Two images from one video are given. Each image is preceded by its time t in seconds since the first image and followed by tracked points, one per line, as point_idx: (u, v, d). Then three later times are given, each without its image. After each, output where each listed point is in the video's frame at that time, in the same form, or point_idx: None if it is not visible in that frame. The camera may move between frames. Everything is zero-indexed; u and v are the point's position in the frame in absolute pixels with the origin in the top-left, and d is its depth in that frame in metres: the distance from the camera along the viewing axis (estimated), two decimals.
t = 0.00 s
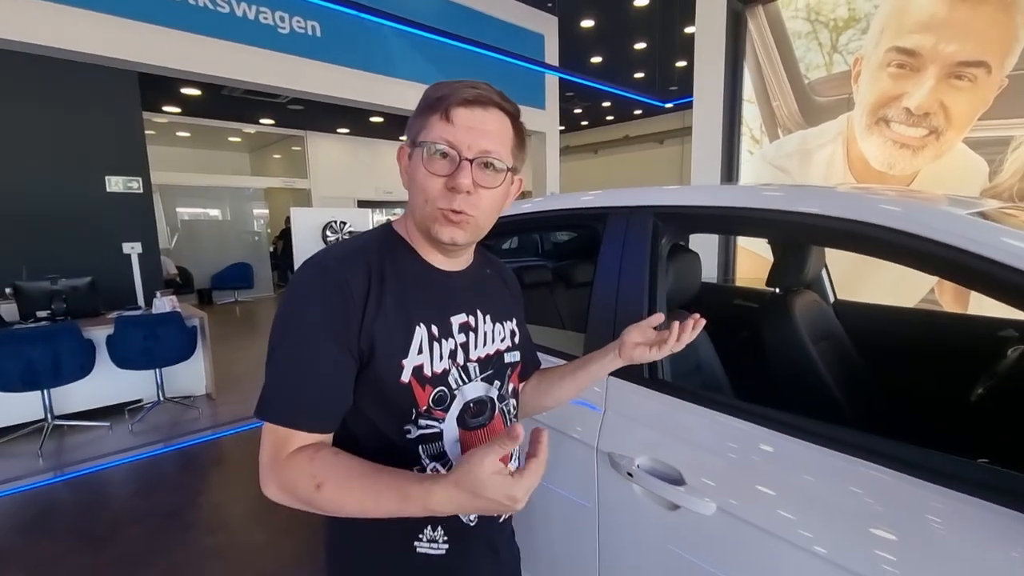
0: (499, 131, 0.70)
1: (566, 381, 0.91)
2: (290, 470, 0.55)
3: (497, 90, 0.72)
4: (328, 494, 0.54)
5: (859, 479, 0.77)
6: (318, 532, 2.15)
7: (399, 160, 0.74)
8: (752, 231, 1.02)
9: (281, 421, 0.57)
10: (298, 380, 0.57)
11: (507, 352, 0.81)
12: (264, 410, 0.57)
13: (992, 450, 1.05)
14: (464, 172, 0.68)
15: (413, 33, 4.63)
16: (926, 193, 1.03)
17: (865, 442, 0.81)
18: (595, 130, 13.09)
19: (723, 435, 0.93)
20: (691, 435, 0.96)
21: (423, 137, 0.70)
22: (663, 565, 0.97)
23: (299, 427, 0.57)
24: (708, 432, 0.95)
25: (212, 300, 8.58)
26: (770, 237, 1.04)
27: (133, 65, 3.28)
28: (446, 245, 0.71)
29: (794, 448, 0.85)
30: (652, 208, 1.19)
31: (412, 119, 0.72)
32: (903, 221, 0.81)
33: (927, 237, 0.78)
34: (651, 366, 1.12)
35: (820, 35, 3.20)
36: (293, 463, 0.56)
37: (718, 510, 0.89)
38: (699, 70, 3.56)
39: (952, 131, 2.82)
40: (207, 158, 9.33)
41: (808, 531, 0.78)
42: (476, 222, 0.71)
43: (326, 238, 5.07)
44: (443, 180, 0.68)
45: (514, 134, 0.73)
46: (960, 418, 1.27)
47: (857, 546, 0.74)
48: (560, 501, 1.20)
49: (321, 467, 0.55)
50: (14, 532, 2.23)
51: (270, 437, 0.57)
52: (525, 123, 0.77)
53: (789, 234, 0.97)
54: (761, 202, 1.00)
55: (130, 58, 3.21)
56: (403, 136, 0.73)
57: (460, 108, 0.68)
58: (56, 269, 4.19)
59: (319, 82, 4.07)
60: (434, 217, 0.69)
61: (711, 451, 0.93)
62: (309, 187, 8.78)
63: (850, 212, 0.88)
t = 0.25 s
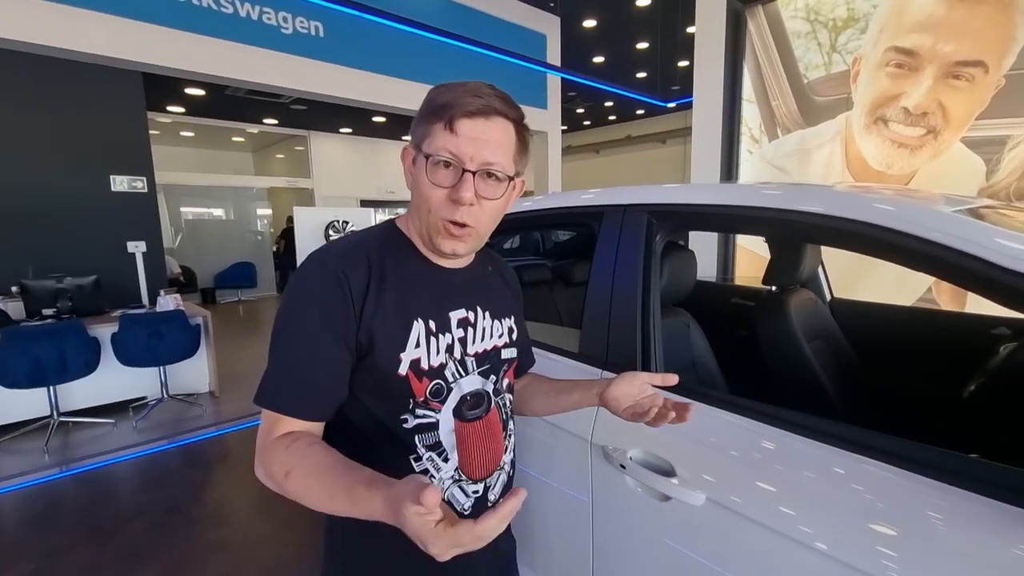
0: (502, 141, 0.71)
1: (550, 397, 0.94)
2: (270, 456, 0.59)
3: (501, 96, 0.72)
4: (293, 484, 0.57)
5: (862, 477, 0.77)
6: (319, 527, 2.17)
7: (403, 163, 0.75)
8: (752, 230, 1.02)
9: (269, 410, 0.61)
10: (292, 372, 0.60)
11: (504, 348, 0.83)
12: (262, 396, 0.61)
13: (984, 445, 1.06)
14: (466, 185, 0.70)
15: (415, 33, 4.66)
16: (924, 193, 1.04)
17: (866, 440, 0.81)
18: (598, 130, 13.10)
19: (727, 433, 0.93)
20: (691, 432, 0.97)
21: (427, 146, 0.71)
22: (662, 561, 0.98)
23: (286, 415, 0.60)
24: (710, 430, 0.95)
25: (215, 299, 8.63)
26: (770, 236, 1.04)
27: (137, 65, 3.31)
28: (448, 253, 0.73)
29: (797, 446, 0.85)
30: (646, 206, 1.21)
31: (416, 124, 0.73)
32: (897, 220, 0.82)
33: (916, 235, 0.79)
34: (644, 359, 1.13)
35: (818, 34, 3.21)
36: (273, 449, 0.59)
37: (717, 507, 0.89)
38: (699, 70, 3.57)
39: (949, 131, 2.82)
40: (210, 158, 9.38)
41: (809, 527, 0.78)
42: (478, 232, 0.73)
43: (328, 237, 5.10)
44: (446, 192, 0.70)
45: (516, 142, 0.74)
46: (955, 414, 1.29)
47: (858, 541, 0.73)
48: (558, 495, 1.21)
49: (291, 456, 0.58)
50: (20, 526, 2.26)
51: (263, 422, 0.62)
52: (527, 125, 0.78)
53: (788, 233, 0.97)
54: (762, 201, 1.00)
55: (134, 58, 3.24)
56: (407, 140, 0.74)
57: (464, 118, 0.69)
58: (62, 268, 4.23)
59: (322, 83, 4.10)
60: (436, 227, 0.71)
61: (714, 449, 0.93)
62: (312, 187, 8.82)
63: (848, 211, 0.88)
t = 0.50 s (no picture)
0: (495, 141, 0.72)
1: (554, 385, 0.94)
2: (269, 461, 0.59)
3: (494, 97, 0.73)
4: (296, 490, 0.57)
5: (864, 478, 0.76)
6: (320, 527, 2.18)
7: (396, 164, 0.76)
8: (750, 231, 1.03)
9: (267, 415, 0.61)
10: (283, 376, 0.61)
11: (498, 350, 0.83)
12: (257, 400, 0.62)
13: (982, 444, 1.06)
14: (461, 184, 0.70)
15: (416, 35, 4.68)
16: (921, 193, 1.04)
17: (865, 439, 0.81)
18: (600, 131, 13.11)
19: (728, 434, 0.92)
20: (690, 432, 0.97)
21: (421, 146, 0.71)
22: (661, 560, 0.98)
23: (283, 420, 0.61)
24: (712, 430, 0.94)
25: (219, 301, 8.66)
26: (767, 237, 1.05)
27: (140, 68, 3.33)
28: (442, 252, 0.74)
29: (799, 447, 0.85)
30: (642, 207, 1.22)
31: (409, 124, 0.74)
32: (893, 220, 0.83)
33: (910, 235, 0.80)
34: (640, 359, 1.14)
35: (818, 35, 3.21)
36: (272, 455, 0.59)
37: (718, 508, 0.89)
38: (699, 71, 3.57)
39: (949, 131, 2.81)
40: (213, 161, 9.42)
41: (811, 527, 0.78)
42: (472, 231, 0.73)
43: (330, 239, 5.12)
44: (440, 191, 0.71)
45: (509, 142, 0.75)
46: (955, 414, 1.29)
47: (859, 543, 0.73)
48: (556, 495, 1.22)
49: (294, 462, 0.58)
50: (25, 526, 2.27)
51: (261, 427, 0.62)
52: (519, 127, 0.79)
53: (786, 234, 0.97)
54: (759, 202, 1.01)
55: (138, 62, 3.27)
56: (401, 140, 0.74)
57: (457, 118, 0.70)
58: (66, 270, 4.26)
59: (323, 85, 4.12)
60: (429, 226, 0.72)
61: (714, 449, 0.92)
62: (314, 189, 8.85)
63: (844, 212, 0.89)
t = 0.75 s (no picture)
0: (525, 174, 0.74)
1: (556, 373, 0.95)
2: (295, 485, 0.59)
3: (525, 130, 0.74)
4: (335, 509, 0.58)
5: (869, 480, 0.76)
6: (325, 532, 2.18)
7: (425, 184, 0.69)
8: (756, 234, 1.03)
9: (278, 440, 0.60)
10: (282, 396, 0.60)
11: (495, 349, 0.85)
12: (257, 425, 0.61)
13: (988, 446, 1.05)
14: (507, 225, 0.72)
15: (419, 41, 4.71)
16: (925, 196, 1.04)
17: (871, 442, 0.80)
18: (603, 135, 13.13)
19: (731, 436, 0.92)
20: (694, 436, 0.96)
21: (472, 181, 0.68)
22: (666, 563, 0.98)
23: (295, 442, 0.61)
24: (716, 434, 0.94)
25: (224, 306, 8.71)
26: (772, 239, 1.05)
27: (146, 76, 3.37)
28: (463, 271, 0.76)
29: (804, 450, 0.84)
30: (645, 210, 1.22)
31: (450, 148, 0.68)
32: (896, 223, 0.83)
33: (911, 237, 0.80)
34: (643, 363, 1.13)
35: (820, 38, 3.21)
36: (297, 479, 0.59)
37: (724, 511, 0.89)
38: (701, 75, 3.58)
39: (953, 132, 2.81)
40: (219, 167, 9.49)
41: (818, 531, 0.78)
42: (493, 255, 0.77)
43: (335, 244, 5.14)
44: (488, 230, 0.71)
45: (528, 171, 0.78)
46: (960, 416, 1.28)
47: (866, 547, 0.73)
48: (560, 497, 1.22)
49: (325, 485, 0.59)
50: (32, 531, 2.29)
51: (266, 453, 0.61)
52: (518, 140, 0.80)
53: (791, 236, 0.97)
54: (763, 205, 1.01)
55: (144, 70, 3.30)
56: (439, 163, 0.68)
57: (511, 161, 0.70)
58: (74, 276, 4.30)
59: (327, 91, 4.15)
60: (467, 257, 0.73)
61: (718, 453, 0.92)
62: (318, 195, 8.90)
63: (848, 214, 0.89)
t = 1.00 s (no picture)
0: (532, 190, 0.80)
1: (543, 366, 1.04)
2: (309, 512, 0.57)
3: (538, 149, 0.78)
4: (354, 535, 0.57)
5: (878, 484, 0.75)
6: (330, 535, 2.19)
7: (458, 200, 0.69)
8: (762, 235, 1.02)
9: (288, 466, 0.58)
10: (298, 421, 0.58)
11: (497, 348, 0.87)
12: (269, 451, 0.58)
13: (1002, 452, 1.04)
14: (520, 239, 0.78)
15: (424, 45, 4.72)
16: (934, 197, 1.03)
17: (883, 447, 0.79)
18: (608, 138, 13.14)
19: (738, 440, 0.91)
20: (701, 440, 0.95)
21: (503, 201, 0.71)
22: (670, 565, 0.97)
23: (308, 467, 0.58)
24: (724, 437, 0.93)
25: (230, 309, 8.76)
26: (779, 240, 1.04)
27: (154, 80, 3.40)
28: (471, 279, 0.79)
29: (812, 453, 0.83)
30: (649, 212, 1.22)
31: (486, 167, 0.69)
32: (905, 224, 0.82)
33: (919, 238, 0.79)
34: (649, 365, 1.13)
35: (826, 39, 3.20)
36: (311, 504, 0.58)
37: (731, 515, 0.88)
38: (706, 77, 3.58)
39: (961, 133, 2.78)
40: (226, 170, 9.55)
41: (826, 536, 0.77)
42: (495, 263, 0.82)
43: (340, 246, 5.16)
44: (507, 245, 0.75)
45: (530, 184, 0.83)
46: (970, 423, 1.25)
47: (874, 552, 0.72)
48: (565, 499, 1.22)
49: (343, 511, 0.57)
50: (39, 532, 2.30)
51: (274, 479, 0.58)
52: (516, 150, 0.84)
53: (798, 238, 0.97)
54: (769, 207, 1.00)
55: (152, 75, 3.33)
56: (474, 181, 0.69)
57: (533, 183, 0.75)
58: (82, 279, 4.33)
59: (333, 95, 4.17)
60: (482, 268, 0.76)
61: (726, 456, 0.91)
62: (324, 198, 8.94)
63: (854, 216, 0.88)
